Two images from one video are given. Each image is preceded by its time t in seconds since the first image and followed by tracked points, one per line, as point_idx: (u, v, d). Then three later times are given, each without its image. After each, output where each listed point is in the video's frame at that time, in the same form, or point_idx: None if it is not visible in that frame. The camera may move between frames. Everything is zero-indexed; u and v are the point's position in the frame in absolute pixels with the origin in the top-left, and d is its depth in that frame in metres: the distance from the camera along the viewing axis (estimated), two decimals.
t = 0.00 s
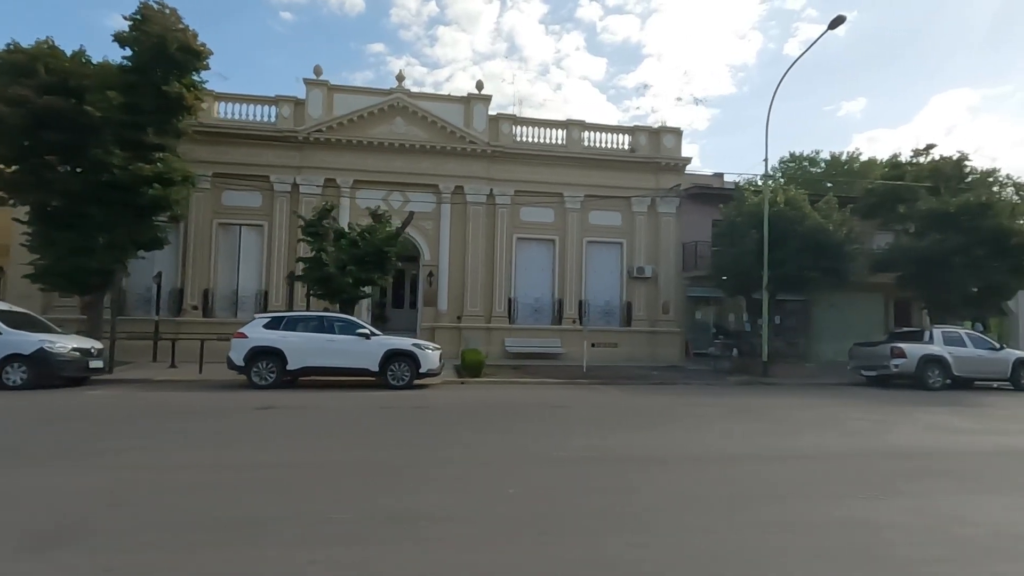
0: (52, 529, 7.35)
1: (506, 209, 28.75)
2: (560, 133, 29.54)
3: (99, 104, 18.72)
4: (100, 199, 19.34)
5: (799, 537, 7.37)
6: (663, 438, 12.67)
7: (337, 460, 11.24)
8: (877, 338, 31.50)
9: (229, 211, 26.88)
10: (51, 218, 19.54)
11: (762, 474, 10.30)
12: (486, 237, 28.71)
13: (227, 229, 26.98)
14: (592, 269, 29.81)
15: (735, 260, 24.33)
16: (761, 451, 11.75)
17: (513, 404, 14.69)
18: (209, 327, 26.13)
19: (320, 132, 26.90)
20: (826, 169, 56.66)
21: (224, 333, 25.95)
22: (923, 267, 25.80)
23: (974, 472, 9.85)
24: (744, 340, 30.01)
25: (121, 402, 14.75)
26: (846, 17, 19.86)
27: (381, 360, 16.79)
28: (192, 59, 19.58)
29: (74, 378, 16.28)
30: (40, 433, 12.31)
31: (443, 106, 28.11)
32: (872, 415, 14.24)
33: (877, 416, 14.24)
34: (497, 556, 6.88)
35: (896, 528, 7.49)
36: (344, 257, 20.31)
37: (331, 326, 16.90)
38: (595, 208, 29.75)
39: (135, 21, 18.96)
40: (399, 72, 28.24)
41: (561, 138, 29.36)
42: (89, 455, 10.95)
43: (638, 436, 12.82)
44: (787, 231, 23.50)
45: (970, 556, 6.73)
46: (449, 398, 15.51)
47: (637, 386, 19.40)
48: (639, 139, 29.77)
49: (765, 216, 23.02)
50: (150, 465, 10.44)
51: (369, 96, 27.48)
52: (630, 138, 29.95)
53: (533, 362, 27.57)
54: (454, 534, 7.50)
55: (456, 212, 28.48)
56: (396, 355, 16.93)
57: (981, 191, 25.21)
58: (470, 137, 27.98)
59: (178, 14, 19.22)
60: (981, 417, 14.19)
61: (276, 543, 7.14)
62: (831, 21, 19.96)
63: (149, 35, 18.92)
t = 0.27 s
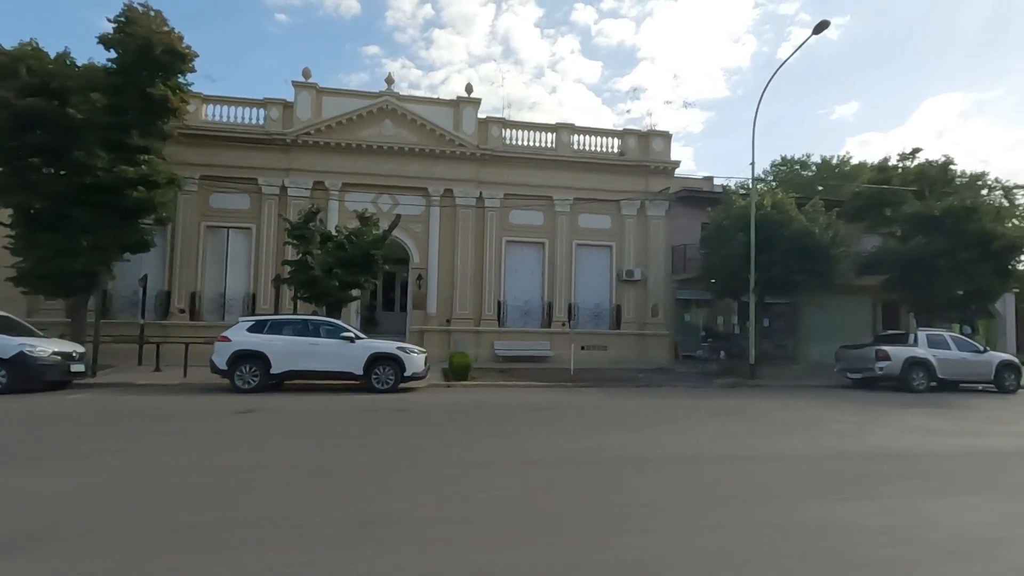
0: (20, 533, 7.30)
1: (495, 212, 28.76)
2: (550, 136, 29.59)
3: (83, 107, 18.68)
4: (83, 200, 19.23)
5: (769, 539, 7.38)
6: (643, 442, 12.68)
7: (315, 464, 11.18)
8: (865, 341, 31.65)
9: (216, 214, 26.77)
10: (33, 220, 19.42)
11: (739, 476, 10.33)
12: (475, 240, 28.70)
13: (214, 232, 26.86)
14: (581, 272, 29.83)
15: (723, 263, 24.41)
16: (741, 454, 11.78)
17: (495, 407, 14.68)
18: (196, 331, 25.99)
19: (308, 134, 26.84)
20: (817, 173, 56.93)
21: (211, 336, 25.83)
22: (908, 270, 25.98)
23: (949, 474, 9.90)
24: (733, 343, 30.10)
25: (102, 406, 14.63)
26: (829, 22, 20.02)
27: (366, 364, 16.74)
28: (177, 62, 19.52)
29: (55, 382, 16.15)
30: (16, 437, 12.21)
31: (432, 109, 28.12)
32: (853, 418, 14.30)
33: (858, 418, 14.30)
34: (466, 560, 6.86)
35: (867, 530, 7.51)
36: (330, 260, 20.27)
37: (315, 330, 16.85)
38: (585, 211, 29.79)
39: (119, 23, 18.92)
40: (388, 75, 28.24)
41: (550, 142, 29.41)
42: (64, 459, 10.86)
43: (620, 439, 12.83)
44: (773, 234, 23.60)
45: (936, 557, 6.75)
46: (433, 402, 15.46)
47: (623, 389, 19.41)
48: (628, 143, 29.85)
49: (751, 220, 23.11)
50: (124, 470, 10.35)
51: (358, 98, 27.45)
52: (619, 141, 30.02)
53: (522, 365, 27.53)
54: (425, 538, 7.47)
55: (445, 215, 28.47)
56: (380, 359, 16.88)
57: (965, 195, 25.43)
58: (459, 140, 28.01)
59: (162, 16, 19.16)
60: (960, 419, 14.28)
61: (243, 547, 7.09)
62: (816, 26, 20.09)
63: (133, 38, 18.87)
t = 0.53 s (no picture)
0: None
1: (484, 215, 28.77)
2: (539, 140, 29.65)
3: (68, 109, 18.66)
4: (68, 204, 19.16)
5: (735, 541, 7.37)
6: (625, 444, 12.67)
7: (290, 467, 11.12)
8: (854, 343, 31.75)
9: (204, 217, 26.68)
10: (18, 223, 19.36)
11: (715, 477, 10.34)
12: (465, 243, 28.69)
13: (202, 235, 26.77)
14: (571, 275, 29.85)
15: (711, 266, 24.47)
16: (719, 456, 11.77)
17: (478, 409, 14.64)
18: (183, 334, 25.86)
19: (297, 137, 26.81)
20: (810, 177, 57.16)
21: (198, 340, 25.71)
22: (895, 273, 26.10)
23: (922, 475, 9.91)
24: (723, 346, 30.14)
25: (81, 410, 14.54)
26: (813, 26, 20.17)
27: (350, 367, 16.69)
28: (162, 64, 19.54)
29: (36, 386, 16.05)
30: None
31: (421, 112, 28.16)
32: (834, 420, 14.32)
33: (840, 420, 14.33)
34: (429, 562, 6.81)
35: (836, 531, 7.53)
36: (316, 263, 20.24)
37: (299, 333, 16.79)
38: (574, 214, 29.84)
39: (104, 25, 18.94)
40: (378, 78, 28.27)
41: (540, 145, 29.46)
42: (39, 461, 10.79)
43: (600, 441, 12.83)
44: (760, 237, 23.70)
45: (899, 558, 6.75)
46: (415, 405, 15.41)
47: (608, 392, 19.40)
48: (618, 146, 29.94)
49: (738, 223, 23.20)
50: (96, 473, 10.28)
51: (347, 101, 27.44)
52: (609, 144, 30.10)
53: (511, 368, 27.51)
54: (392, 539, 7.45)
55: (435, 218, 28.47)
56: (364, 362, 16.83)
57: (951, 198, 25.61)
58: (448, 143, 28.05)
59: (147, 19, 19.16)
60: (940, 421, 14.31)
61: (204, 550, 7.04)
62: (800, 30, 20.26)
63: (118, 40, 18.86)
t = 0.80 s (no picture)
0: None
1: (475, 215, 28.70)
2: (530, 140, 29.59)
3: (51, 108, 18.54)
4: (52, 205, 19.07)
5: (708, 542, 7.29)
6: (608, 445, 12.62)
7: (268, 468, 11.01)
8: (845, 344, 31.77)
9: (193, 217, 26.55)
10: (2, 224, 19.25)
11: (694, 478, 10.29)
12: (455, 243, 28.62)
13: (191, 235, 26.63)
14: (562, 275, 29.79)
15: (700, 266, 24.46)
16: (701, 457, 11.70)
17: (461, 410, 14.56)
18: (171, 335, 25.72)
19: (286, 137, 26.71)
20: (803, 177, 57.23)
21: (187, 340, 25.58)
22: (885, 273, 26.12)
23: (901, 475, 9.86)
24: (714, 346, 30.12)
25: (62, 411, 14.43)
26: (800, 26, 20.20)
27: (335, 367, 16.58)
28: (147, 62, 19.41)
29: (17, 387, 15.94)
30: None
31: (412, 112, 28.08)
32: (818, 421, 14.28)
33: (825, 421, 14.28)
34: (395, 565, 6.72)
35: (810, 532, 7.49)
36: (303, 263, 20.14)
37: (284, 333, 16.67)
38: (565, 214, 29.80)
39: (88, 24, 18.82)
40: (368, 78, 28.19)
41: (531, 145, 29.41)
42: (12, 463, 10.69)
43: (583, 442, 12.77)
44: (749, 237, 23.69)
45: (870, 559, 6.69)
46: (400, 405, 15.32)
47: (596, 393, 19.33)
48: (609, 146, 29.90)
49: (727, 223, 23.19)
50: (69, 474, 10.15)
51: (337, 101, 27.35)
52: (599, 145, 30.07)
53: (501, 369, 27.43)
54: (363, 541, 7.38)
55: (425, 218, 28.38)
56: (349, 362, 16.71)
57: (940, 199, 25.65)
58: (438, 143, 27.98)
59: (132, 18, 19.07)
60: (925, 421, 14.29)
61: (169, 552, 6.93)
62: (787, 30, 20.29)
63: (101, 38, 18.74)
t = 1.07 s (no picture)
0: None
1: (465, 215, 28.65)
2: (521, 139, 29.54)
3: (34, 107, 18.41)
4: (36, 205, 18.96)
5: (679, 542, 7.25)
6: (590, 445, 12.60)
7: (246, 469, 10.93)
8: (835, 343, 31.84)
9: (181, 217, 26.41)
10: None
11: (674, 477, 10.28)
12: (445, 243, 28.56)
13: (179, 235, 26.49)
14: (552, 275, 29.77)
15: (689, 266, 24.48)
16: (682, 457, 11.67)
17: (445, 410, 14.50)
18: (159, 334, 25.59)
19: (275, 136, 26.59)
20: (796, 177, 57.33)
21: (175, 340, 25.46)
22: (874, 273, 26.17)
23: (878, 473, 9.86)
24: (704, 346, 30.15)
25: (43, 412, 14.34)
26: (787, 26, 20.23)
27: (320, 367, 16.51)
28: (131, 61, 19.26)
29: None
30: None
31: (402, 112, 28.00)
32: (803, 421, 14.28)
33: (809, 420, 14.30)
34: (361, 567, 6.64)
35: (783, 531, 7.48)
36: (290, 263, 20.05)
37: (269, 333, 16.59)
38: (556, 214, 29.78)
39: (72, 22, 18.67)
40: (358, 77, 28.08)
41: (521, 145, 29.36)
42: None
43: (566, 442, 12.76)
44: (738, 237, 23.70)
45: (839, 557, 6.65)
46: (384, 405, 15.26)
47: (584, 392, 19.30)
48: (600, 146, 29.88)
49: (717, 223, 23.20)
50: (41, 475, 10.05)
51: (327, 100, 27.24)
52: (590, 144, 30.05)
53: (492, 368, 27.39)
54: (335, 542, 7.35)
55: (415, 217, 28.32)
56: (335, 362, 16.65)
57: (928, 199, 25.74)
58: (428, 142, 27.91)
59: (117, 16, 18.90)
60: (908, 420, 14.31)
61: (132, 554, 6.85)
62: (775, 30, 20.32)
63: (85, 37, 18.59)
